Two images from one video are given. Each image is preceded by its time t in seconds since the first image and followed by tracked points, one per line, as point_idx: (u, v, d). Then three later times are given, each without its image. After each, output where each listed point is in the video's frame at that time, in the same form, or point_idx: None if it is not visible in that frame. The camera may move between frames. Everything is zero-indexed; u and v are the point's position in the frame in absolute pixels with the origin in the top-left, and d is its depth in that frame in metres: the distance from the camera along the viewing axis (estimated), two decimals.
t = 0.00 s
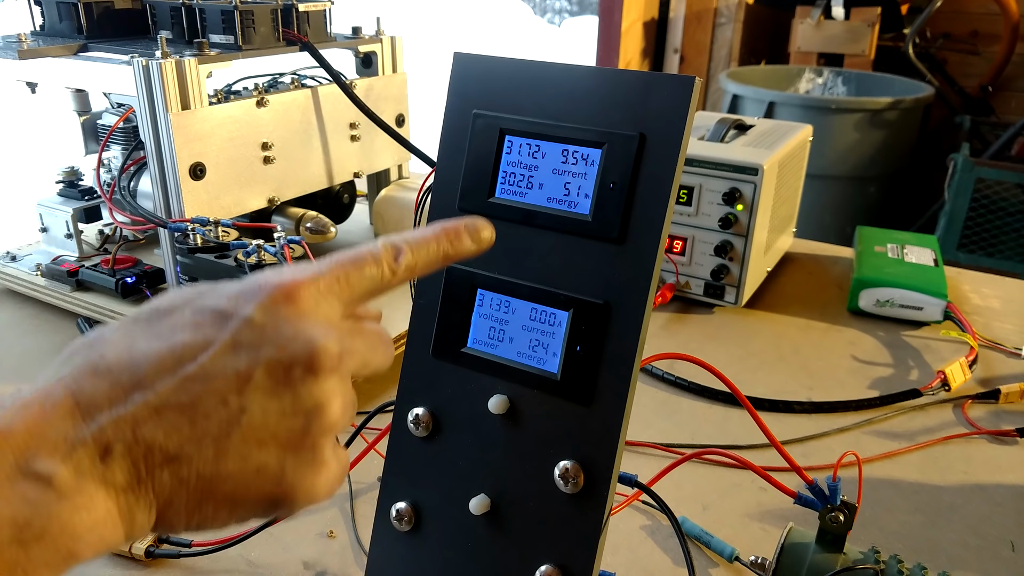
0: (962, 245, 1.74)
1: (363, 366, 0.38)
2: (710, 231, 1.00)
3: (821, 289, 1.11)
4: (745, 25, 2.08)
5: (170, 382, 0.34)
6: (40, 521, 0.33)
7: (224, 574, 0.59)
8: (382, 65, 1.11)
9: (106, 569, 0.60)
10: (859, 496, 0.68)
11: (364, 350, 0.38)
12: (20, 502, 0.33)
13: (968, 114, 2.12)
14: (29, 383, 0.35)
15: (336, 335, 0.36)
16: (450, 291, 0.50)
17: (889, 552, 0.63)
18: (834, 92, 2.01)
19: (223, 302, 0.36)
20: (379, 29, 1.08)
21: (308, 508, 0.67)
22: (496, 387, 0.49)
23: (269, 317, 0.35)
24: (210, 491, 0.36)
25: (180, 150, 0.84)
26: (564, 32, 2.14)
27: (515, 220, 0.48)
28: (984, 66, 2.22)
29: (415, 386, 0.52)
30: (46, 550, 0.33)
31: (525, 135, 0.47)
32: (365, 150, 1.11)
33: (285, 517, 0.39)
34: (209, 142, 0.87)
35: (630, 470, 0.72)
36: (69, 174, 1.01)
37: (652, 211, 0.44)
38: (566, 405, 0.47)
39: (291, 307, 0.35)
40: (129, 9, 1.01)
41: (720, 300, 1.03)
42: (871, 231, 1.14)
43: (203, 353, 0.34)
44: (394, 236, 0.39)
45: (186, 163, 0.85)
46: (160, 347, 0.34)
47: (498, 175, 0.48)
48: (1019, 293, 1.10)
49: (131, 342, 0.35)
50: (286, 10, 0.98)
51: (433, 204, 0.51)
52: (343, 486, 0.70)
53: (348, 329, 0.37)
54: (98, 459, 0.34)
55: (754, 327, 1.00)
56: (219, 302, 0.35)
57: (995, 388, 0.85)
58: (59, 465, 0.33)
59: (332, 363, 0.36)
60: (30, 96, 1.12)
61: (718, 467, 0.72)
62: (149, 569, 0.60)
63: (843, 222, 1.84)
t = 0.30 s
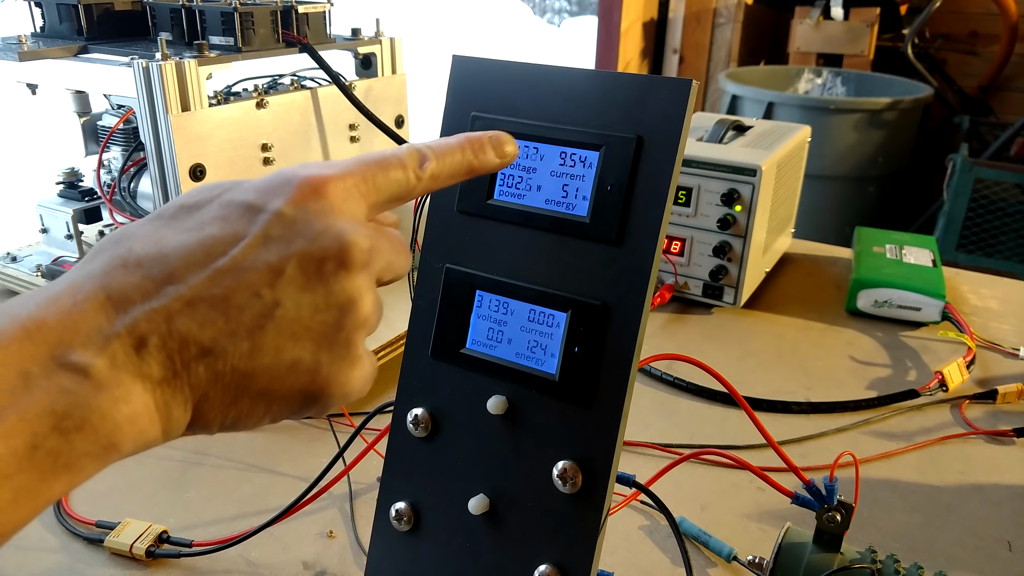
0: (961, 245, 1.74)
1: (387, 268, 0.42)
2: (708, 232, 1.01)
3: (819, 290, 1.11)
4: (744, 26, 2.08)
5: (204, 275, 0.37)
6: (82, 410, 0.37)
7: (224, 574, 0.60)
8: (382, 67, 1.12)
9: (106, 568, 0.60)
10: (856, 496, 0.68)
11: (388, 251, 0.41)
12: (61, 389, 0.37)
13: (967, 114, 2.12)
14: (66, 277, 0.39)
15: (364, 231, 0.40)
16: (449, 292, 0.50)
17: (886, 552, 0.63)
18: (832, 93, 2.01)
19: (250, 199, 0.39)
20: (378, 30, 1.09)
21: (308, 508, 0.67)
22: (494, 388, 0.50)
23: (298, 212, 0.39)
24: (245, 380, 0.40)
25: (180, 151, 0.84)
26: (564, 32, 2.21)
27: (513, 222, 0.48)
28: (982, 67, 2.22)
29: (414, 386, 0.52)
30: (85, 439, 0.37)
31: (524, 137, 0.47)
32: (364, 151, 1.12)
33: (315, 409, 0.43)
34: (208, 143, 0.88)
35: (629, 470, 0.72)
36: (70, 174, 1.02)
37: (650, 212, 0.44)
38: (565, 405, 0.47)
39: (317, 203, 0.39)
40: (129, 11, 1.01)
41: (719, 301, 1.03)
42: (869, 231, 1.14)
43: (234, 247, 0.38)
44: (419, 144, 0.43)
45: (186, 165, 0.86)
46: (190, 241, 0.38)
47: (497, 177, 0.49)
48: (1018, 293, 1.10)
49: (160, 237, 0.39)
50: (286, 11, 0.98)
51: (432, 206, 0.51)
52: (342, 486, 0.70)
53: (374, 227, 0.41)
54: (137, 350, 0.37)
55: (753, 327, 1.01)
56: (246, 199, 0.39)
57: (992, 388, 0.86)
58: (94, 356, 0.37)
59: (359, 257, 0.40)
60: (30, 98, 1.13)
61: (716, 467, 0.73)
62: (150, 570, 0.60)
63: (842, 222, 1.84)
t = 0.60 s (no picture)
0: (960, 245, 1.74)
1: (407, 278, 0.44)
2: (708, 232, 1.01)
3: (819, 290, 1.11)
4: (744, 26, 2.08)
5: (235, 279, 0.39)
6: (106, 411, 0.37)
7: (225, 573, 0.60)
8: (382, 67, 1.12)
9: (108, 568, 0.60)
10: (855, 495, 0.68)
11: (410, 261, 0.44)
12: (87, 390, 0.37)
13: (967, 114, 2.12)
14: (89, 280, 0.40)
15: (389, 241, 0.42)
16: (449, 292, 0.51)
17: (885, 551, 0.63)
18: (832, 93, 2.01)
19: (279, 207, 0.41)
20: (379, 30, 1.09)
21: (309, 508, 0.67)
22: (495, 388, 0.50)
23: (328, 220, 0.41)
24: (268, 385, 0.41)
25: (181, 151, 0.85)
26: (563, 32, 2.23)
27: (513, 222, 0.48)
28: (982, 67, 2.22)
29: (415, 386, 0.52)
30: (109, 440, 0.37)
31: (524, 137, 0.48)
32: (365, 151, 1.12)
33: (331, 416, 0.44)
34: (209, 143, 0.88)
35: (629, 469, 0.72)
36: (71, 175, 1.02)
37: (650, 212, 0.44)
38: (565, 404, 0.47)
39: (346, 212, 0.41)
40: (130, 11, 1.02)
41: (719, 301, 1.03)
42: (869, 231, 1.14)
43: (264, 253, 0.40)
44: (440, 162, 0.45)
45: (187, 165, 0.86)
46: (221, 246, 0.40)
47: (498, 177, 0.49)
48: (1017, 293, 1.10)
49: (190, 242, 0.40)
50: (287, 11, 0.98)
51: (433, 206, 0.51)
52: (343, 486, 0.71)
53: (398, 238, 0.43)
54: (165, 353, 0.38)
55: (752, 327, 1.01)
56: (275, 207, 0.41)
57: (991, 388, 0.86)
58: (122, 357, 0.37)
59: (384, 266, 0.42)
60: (31, 97, 1.13)
61: (715, 467, 0.73)
62: (151, 569, 0.60)
63: (842, 222, 1.85)
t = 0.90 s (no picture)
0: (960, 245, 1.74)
1: None
2: (707, 232, 1.01)
3: (818, 289, 1.11)
4: (743, 26, 2.08)
5: None
6: None
7: (224, 573, 0.60)
8: (382, 67, 1.12)
9: (107, 568, 0.60)
10: (854, 495, 0.68)
11: None
12: None
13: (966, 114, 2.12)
14: None
15: None
16: (448, 291, 0.51)
17: (884, 551, 0.63)
18: (831, 93, 2.01)
19: None
20: (378, 31, 1.09)
21: (308, 507, 0.67)
22: (494, 387, 0.50)
23: None
24: None
25: (181, 151, 0.85)
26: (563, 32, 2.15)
27: (512, 222, 0.48)
28: (981, 67, 2.23)
29: (414, 386, 0.53)
30: None
31: (523, 137, 0.48)
32: (365, 151, 1.12)
33: None
34: (209, 144, 0.88)
35: (628, 469, 0.72)
36: (69, 175, 1.02)
37: (649, 212, 0.44)
38: (564, 404, 0.47)
39: None
40: (129, 12, 1.02)
41: (718, 301, 1.04)
42: (868, 231, 1.14)
43: None
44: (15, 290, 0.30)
45: (186, 165, 0.86)
46: None
47: (497, 177, 0.49)
48: (1016, 293, 1.10)
49: None
50: (287, 11, 0.98)
51: (431, 206, 0.51)
52: (342, 486, 0.71)
53: None
54: None
55: (751, 327, 1.01)
56: None
57: (990, 388, 0.86)
58: None
59: None
60: (30, 97, 1.13)
61: (714, 466, 0.73)
62: (150, 569, 0.60)
63: (841, 222, 1.85)
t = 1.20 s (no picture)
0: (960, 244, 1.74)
1: None
2: (708, 231, 1.01)
3: (818, 289, 1.11)
4: (743, 25, 2.08)
5: None
6: None
7: (223, 573, 0.60)
8: (382, 67, 1.12)
9: (106, 568, 0.60)
10: (856, 495, 0.68)
11: None
12: None
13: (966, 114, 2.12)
14: None
15: None
16: (448, 291, 0.51)
17: (885, 551, 0.63)
18: (831, 92, 2.01)
19: None
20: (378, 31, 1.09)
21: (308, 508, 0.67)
22: (495, 387, 0.50)
23: None
24: None
25: (180, 151, 0.85)
26: (563, 32, 2.15)
27: (513, 222, 0.48)
28: (981, 66, 2.23)
29: (414, 386, 0.52)
30: None
31: (524, 137, 0.48)
32: (364, 151, 1.12)
33: None
34: (209, 143, 0.88)
35: (629, 469, 0.72)
36: (69, 175, 1.02)
37: (650, 211, 0.44)
38: (565, 404, 0.47)
39: None
40: (129, 12, 1.02)
41: (718, 300, 1.03)
42: (869, 231, 1.14)
43: None
44: None
45: (186, 164, 0.86)
46: None
47: (497, 177, 0.49)
48: (1017, 293, 1.10)
49: None
50: (286, 11, 0.98)
51: (432, 206, 0.51)
52: (342, 486, 0.71)
53: None
54: None
55: (751, 327, 1.01)
56: None
57: (991, 388, 0.86)
58: None
59: None
60: (31, 97, 1.13)
61: (715, 466, 0.73)
62: (150, 569, 0.60)
63: (841, 221, 1.85)
